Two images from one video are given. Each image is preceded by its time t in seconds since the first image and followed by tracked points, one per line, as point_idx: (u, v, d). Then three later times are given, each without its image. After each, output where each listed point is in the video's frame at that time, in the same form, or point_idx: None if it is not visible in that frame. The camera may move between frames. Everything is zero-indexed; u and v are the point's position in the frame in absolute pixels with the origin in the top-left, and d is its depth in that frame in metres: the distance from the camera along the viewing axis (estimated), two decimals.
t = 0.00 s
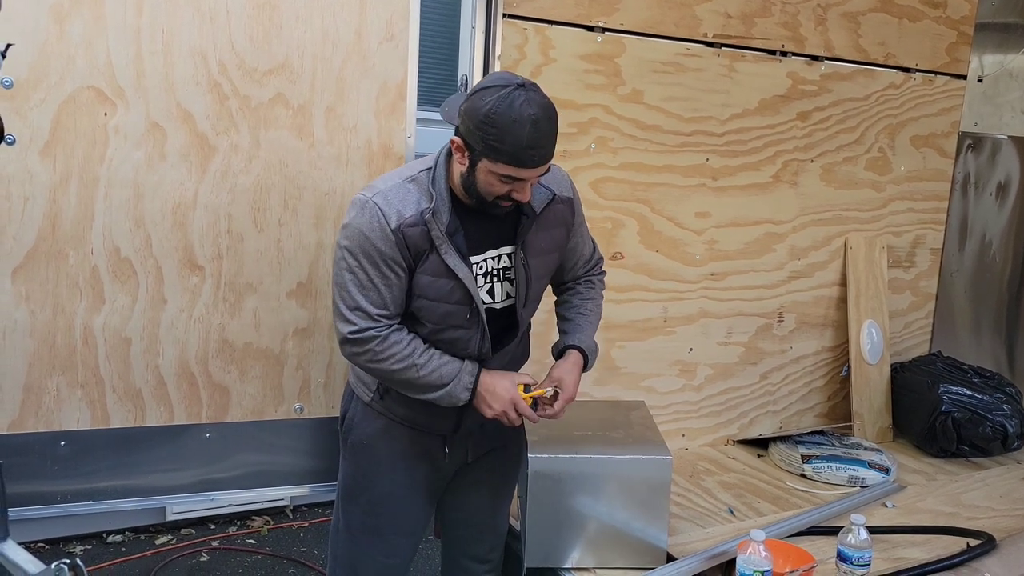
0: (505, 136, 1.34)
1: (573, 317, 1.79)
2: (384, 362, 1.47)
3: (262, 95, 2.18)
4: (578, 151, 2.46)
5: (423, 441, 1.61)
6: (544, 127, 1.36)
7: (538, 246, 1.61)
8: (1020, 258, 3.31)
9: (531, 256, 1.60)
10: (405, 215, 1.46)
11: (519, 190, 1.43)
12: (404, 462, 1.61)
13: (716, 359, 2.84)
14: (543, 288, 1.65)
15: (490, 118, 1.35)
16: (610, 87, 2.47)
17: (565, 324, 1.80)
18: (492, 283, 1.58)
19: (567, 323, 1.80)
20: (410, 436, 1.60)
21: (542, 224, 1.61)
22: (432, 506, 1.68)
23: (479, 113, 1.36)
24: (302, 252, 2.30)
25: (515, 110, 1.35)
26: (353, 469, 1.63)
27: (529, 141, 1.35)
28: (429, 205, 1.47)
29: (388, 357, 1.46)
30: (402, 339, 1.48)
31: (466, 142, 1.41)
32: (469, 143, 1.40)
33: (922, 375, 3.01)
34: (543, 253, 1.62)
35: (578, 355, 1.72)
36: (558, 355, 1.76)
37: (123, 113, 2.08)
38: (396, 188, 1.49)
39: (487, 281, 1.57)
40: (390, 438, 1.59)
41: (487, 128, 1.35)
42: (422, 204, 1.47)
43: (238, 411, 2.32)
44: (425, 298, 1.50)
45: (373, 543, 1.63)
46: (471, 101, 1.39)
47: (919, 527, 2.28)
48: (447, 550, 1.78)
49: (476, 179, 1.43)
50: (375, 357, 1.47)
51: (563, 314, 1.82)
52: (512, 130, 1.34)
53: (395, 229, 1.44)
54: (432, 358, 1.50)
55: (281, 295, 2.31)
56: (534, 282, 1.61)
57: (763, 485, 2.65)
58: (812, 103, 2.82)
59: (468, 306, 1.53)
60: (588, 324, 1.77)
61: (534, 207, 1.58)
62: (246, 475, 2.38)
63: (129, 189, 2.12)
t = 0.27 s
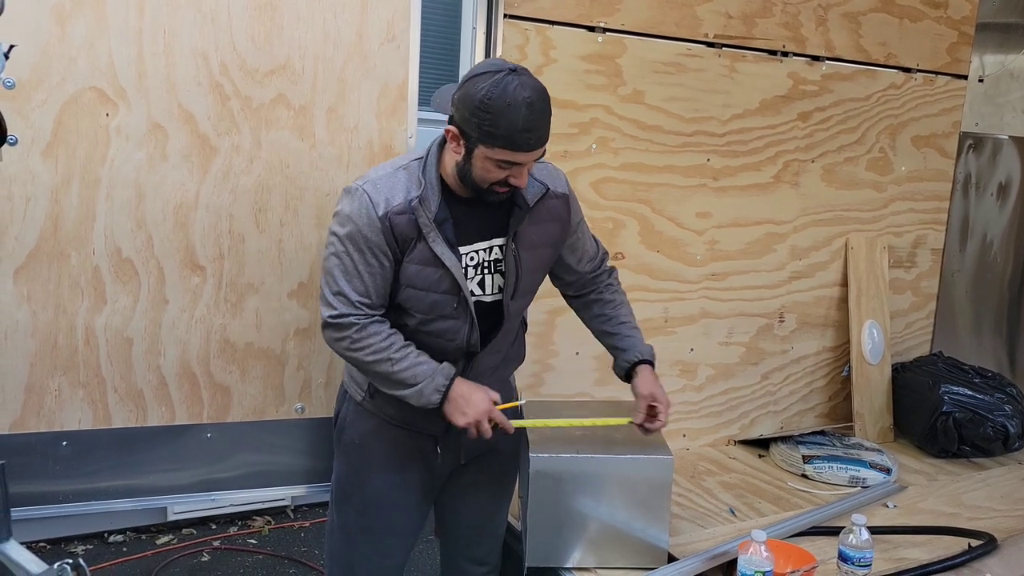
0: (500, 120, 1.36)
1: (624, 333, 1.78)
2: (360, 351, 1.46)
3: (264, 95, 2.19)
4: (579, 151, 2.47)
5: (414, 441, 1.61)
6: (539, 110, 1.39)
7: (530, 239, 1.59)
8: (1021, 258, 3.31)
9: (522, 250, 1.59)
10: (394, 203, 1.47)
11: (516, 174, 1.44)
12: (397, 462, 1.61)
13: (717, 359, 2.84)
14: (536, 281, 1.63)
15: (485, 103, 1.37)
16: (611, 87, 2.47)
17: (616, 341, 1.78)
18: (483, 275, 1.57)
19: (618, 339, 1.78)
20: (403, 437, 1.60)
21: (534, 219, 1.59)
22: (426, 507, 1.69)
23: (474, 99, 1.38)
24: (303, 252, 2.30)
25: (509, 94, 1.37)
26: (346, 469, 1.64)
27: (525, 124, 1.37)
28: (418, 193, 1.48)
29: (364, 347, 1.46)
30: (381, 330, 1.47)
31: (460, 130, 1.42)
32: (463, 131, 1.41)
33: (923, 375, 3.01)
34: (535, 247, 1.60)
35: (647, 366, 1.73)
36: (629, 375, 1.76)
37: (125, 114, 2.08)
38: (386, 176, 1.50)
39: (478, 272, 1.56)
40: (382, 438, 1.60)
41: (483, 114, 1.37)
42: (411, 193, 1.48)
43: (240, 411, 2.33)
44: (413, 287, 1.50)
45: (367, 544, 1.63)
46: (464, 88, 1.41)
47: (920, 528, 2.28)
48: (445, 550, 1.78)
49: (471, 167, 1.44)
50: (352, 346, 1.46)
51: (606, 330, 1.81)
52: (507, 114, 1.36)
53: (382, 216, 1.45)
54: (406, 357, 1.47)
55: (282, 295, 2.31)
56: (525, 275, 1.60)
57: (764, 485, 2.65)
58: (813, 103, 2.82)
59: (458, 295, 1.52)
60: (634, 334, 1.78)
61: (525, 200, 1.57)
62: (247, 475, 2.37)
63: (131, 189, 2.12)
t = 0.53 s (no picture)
0: (502, 98, 1.39)
1: (643, 361, 1.75)
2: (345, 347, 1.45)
3: (264, 95, 2.19)
4: (580, 152, 2.47)
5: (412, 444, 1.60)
6: (541, 92, 1.41)
7: (527, 236, 1.59)
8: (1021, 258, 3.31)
9: (518, 246, 1.59)
10: (394, 190, 1.47)
11: (516, 159, 1.44)
12: (395, 466, 1.61)
13: (717, 359, 2.84)
14: (531, 279, 1.63)
15: (488, 82, 1.40)
16: (612, 87, 2.47)
17: (635, 367, 1.77)
18: (481, 267, 1.56)
19: (637, 365, 1.77)
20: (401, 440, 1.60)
21: (532, 217, 1.59)
22: (424, 510, 1.69)
23: (478, 78, 1.41)
24: (304, 252, 2.31)
25: (512, 75, 1.40)
26: (344, 472, 1.64)
27: (526, 102, 1.39)
28: (418, 179, 1.48)
29: (350, 341, 1.45)
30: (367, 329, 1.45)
31: (464, 112, 1.44)
32: (467, 113, 1.44)
33: (924, 376, 3.01)
34: (531, 245, 1.60)
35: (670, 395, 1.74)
36: (654, 404, 1.76)
37: (125, 114, 2.09)
38: (390, 165, 1.51)
39: (476, 265, 1.55)
40: (379, 441, 1.60)
41: (486, 92, 1.40)
42: (412, 179, 1.48)
43: (240, 411, 2.33)
44: (413, 274, 1.49)
45: (364, 546, 1.63)
46: (469, 71, 1.44)
47: (920, 528, 2.28)
48: (443, 553, 1.78)
49: (472, 150, 1.45)
50: (338, 337, 1.45)
51: (622, 354, 1.78)
52: (509, 93, 1.39)
53: (383, 202, 1.45)
54: (382, 369, 1.45)
55: (282, 296, 2.31)
56: (521, 272, 1.60)
57: (765, 486, 2.65)
58: (813, 103, 2.82)
59: (456, 283, 1.52)
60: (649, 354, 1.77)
61: (524, 197, 1.57)
62: (248, 475, 2.36)
63: (131, 190, 2.12)
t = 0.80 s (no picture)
0: (498, 103, 1.37)
1: (643, 361, 1.74)
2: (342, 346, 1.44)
3: (263, 95, 2.18)
4: (580, 151, 2.46)
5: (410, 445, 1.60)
6: (538, 99, 1.40)
7: (526, 237, 1.59)
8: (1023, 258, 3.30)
9: (518, 246, 1.58)
10: (392, 189, 1.46)
11: (511, 163, 1.44)
12: (394, 467, 1.60)
13: (718, 359, 2.83)
14: (530, 280, 1.62)
15: (485, 86, 1.38)
16: (612, 87, 2.47)
17: (635, 367, 1.76)
18: (479, 268, 1.56)
19: (637, 365, 1.76)
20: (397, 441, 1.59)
21: (532, 217, 1.58)
22: (422, 511, 1.68)
23: (477, 81, 1.39)
24: (304, 252, 2.30)
25: (510, 80, 1.38)
26: (341, 473, 1.63)
27: (522, 109, 1.38)
28: (417, 179, 1.48)
29: (346, 341, 1.44)
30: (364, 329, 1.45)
31: (461, 113, 1.43)
32: (464, 114, 1.43)
33: (925, 376, 3.00)
34: (531, 246, 1.59)
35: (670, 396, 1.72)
36: (654, 405, 1.74)
37: (124, 113, 2.08)
38: (389, 164, 1.50)
39: (474, 265, 1.55)
40: (377, 441, 1.59)
41: (483, 96, 1.39)
42: (410, 179, 1.48)
43: (240, 411, 2.32)
44: (409, 274, 1.49)
45: (361, 547, 1.62)
46: (469, 72, 1.43)
47: (922, 529, 2.28)
48: (441, 554, 1.78)
49: (467, 153, 1.44)
50: (335, 337, 1.44)
51: (622, 355, 1.77)
52: (505, 99, 1.38)
53: (380, 202, 1.44)
54: (378, 366, 1.44)
55: (282, 296, 2.30)
56: (519, 273, 1.59)
57: (766, 486, 2.64)
58: (814, 102, 2.81)
59: (454, 284, 1.51)
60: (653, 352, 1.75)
61: (524, 197, 1.56)
62: (248, 475, 2.35)
63: (131, 189, 2.12)
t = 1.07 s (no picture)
0: (488, 80, 1.40)
1: (645, 356, 1.74)
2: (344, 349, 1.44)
3: (265, 95, 2.18)
4: (582, 152, 2.46)
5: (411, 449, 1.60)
6: (530, 80, 1.41)
7: (529, 240, 1.58)
8: None
9: (520, 250, 1.57)
10: (393, 192, 1.46)
11: (503, 149, 1.42)
12: (396, 468, 1.60)
13: (720, 360, 2.83)
14: (532, 283, 1.61)
15: (478, 67, 1.42)
16: (613, 87, 2.46)
17: (637, 362, 1.75)
18: (480, 271, 1.55)
19: (638, 360, 1.75)
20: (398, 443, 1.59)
21: (535, 221, 1.58)
22: (423, 512, 1.68)
23: (470, 64, 1.43)
24: (305, 253, 2.30)
25: (502, 60, 1.41)
26: (342, 472, 1.63)
27: (511, 87, 1.39)
28: (418, 181, 1.47)
29: (348, 344, 1.44)
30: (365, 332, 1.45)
31: (458, 101, 1.46)
32: (460, 102, 1.46)
33: (927, 377, 3.00)
34: (534, 249, 1.59)
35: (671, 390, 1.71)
36: (654, 399, 1.73)
37: (125, 114, 2.08)
38: (391, 166, 1.50)
39: (475, 268, 1.54)
40: (378, 442, 1.59)
41: (475, 77, 1.42)
42: (411, 182, 1.47)
43: (240, 412, 2.32)
44: (410, 277, 1.49)
45: (362, 548, 1.62)
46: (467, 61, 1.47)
47: (923, 530, 2.27)
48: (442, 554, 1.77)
49: (462, 139, 1.44)
50: (336, 340, 1.44)
51: (623, 351, 1.77)
52: (496, 76, 1.40)
53: (380, 205, 1.44)
54: (381, 368, 1.44)
55: (283, 296, 2.30)
56: (521, 276, 1.58)
57: (767, 487, 2.64)
58: (816, 103, 2.81)
59: (454, 287, 1.51)
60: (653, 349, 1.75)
61: (527, 201, 1.55)
62: (249, 475, 2.34)
63: (132, 190, 2.11)
